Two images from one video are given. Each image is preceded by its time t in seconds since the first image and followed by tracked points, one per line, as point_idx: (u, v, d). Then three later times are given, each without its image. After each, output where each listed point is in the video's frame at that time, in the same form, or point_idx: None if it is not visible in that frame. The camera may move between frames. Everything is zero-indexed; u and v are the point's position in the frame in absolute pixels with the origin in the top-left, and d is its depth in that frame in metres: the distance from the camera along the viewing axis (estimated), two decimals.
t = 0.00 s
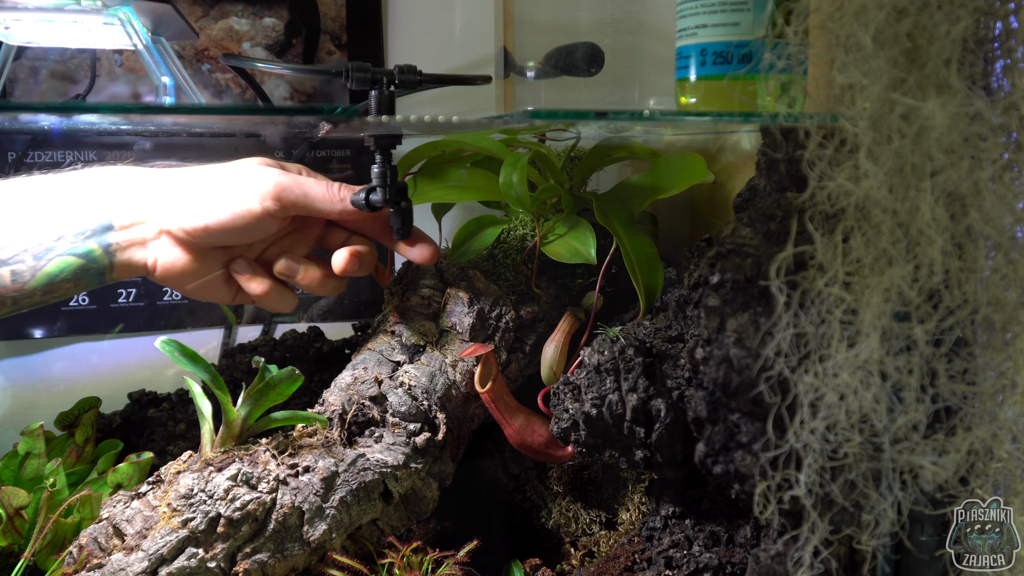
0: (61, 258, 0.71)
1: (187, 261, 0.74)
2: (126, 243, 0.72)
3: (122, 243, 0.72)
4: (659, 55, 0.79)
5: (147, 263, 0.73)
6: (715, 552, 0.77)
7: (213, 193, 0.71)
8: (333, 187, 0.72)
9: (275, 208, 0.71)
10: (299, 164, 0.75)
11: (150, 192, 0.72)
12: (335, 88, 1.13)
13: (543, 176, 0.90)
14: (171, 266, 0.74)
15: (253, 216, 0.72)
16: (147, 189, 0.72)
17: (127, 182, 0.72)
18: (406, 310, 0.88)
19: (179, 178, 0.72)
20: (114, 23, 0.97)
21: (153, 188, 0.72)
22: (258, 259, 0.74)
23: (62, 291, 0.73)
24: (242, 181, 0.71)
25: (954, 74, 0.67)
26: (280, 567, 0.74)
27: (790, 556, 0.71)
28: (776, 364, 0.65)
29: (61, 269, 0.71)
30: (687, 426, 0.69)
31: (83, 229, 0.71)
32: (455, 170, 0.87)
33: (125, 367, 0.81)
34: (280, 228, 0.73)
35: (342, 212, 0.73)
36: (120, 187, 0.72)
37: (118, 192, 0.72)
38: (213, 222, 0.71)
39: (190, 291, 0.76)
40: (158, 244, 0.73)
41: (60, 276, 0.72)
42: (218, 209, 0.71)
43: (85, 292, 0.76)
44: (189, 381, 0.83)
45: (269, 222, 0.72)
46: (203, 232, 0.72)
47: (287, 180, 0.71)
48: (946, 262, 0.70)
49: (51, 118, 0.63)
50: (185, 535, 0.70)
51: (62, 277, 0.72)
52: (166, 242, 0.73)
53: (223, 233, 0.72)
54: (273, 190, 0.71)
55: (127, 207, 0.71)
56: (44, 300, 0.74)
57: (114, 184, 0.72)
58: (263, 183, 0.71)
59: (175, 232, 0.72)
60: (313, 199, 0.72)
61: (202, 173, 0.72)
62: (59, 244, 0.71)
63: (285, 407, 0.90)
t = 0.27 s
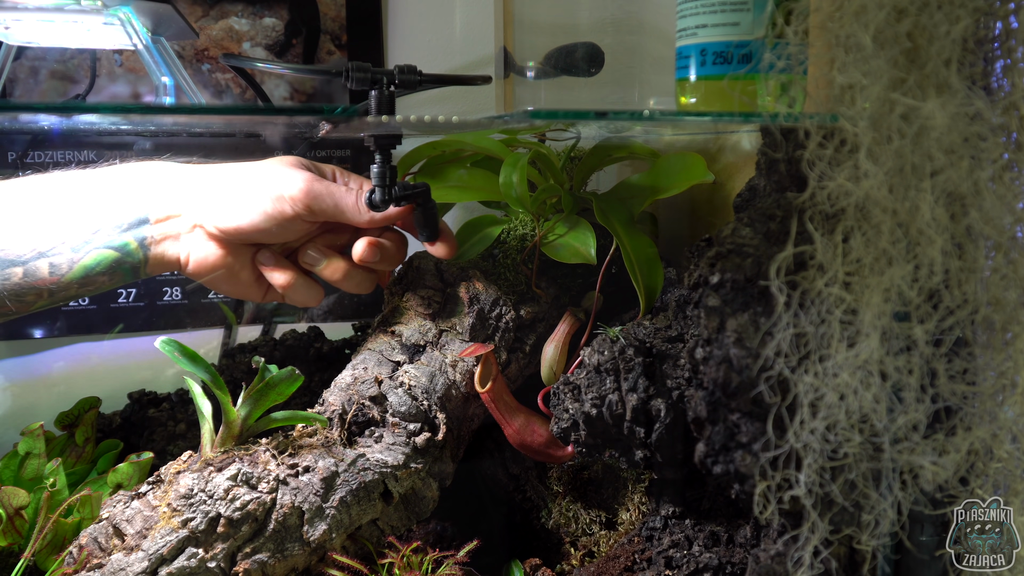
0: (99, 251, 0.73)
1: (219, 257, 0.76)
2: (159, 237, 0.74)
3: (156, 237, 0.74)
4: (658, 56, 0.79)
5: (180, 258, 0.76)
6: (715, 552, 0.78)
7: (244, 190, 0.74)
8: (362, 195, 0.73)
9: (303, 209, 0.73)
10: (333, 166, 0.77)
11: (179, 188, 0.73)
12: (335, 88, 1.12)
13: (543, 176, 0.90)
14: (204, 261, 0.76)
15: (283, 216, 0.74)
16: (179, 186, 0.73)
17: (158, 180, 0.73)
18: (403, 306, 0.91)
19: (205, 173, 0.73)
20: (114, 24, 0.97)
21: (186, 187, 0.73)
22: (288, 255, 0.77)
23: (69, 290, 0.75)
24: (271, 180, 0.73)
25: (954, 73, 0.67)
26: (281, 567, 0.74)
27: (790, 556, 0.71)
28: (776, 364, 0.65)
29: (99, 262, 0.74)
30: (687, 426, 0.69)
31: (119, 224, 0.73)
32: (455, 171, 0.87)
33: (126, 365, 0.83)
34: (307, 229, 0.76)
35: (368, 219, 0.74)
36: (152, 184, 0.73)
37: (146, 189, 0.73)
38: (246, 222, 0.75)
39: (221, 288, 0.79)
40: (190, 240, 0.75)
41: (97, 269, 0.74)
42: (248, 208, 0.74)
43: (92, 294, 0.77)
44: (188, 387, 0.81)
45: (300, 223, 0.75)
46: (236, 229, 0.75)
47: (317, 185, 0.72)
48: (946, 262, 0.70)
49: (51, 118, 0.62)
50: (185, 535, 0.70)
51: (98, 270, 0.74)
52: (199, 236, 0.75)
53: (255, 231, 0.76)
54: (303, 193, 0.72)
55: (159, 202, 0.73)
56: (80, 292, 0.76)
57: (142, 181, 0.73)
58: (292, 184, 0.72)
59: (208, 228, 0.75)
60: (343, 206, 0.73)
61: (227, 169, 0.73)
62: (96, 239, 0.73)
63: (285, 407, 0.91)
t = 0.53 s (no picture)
0: (102, 257, 0.73)
1: (225, 261, 0.77)
2: (165, 242, 0.75)
3: (162, 243, 0.74)
4: (657, 55, 0.79)
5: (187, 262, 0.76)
6: (715, 552, 0.78)
7: (250, 196, 0.74)
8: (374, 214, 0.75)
9: (310, 218, 0.74)
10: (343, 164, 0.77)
11: (185, 193, 0.74)
12: (334, 88, 1.14)
13: (543, 176, 0.89)
14: (210, 265, 0.77)
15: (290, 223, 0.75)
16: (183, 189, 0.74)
17: (166, 182, 0.74)
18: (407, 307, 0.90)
19: (212, 177, 0.74)
20: (114, 23, 0.96)
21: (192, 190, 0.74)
22: (295, 260, 0.78)
23: (70, 292, 0.75)
24: (277, 186, 0.73)
25: (954, 74, 0.67)
26: (281, 567, 0.73)
27: (790, 556, 0.71)
28: (776, 364, 0.66)
29: (103, 268, 0.74)
30: (687, 426, 0.70)
31: (125, 228, 0.73)
32: (455, 170, 0.88)
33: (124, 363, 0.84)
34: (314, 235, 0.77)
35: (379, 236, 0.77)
36: (159, 187, 0.74)
37: (151, 193, 0.74)
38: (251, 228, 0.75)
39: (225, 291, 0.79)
40: (197, 245, 0.75)
41: (100, 274, 0.74)
42: (253, 214, 0.74)
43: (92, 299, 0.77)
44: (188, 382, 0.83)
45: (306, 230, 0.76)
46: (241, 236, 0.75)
47: (327, 197, 0.73)
48: (946, 262, 0.70)
49: (51, 118, 0.62)
50: (185, 535, 0.70)
51: (101, 276, 0.74)
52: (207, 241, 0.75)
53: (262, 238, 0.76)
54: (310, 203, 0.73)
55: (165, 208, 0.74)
56: (84, 297, 0.76)
57: (146, 184, 0.74)
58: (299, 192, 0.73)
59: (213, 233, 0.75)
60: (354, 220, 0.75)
61: (233, 173, 0.74)
62: (101, 243, 0.73)
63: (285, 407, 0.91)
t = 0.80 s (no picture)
0: (112, 258, 0.73)
1: (235, 261, 0.76)
2: (176, 243, 0.74)
3: (173, 243, 0.74)
4: (657, 56, 0.79)
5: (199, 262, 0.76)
6: (715, 552, 0.77)
7: (259, 194, 0.73)
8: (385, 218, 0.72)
9: (321, 220, 0.73)
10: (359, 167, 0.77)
11: (193, 192, 0.73)
12: (335, 88, 1.16)
13: (543, 176, 0.90)
14: (221, 266, 0.76)
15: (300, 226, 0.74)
16: (192, 190, 0.73)
17: (174, 184, 0.73)
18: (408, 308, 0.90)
19: (222, 177, 0.74)
20: (114, 24, 0.96)
21: (201, 191, 0.73)
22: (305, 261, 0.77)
23: (77, 297, 0.75)
24: (285, 185, 0.73)
25: (954, 73, 0.67)
26: (281, 567, 0.73)
27: (790, 555, 0.71)
28: (776, 364, 0.66)
29: (113, 269, 0.73)
30: (687, 426, 0.69)
31: (136, 228, 0.73)
32: (455, 171, 0.88)
33: (123, 365, 0.83)
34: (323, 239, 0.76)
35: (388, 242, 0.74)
36: (168, 189, 0.73)
37: (159, 193, 0.73)
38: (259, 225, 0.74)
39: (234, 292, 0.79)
40: (208, 246, 0.75)
41: (110, 276, 0.74)
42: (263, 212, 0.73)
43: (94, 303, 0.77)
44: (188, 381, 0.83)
45: (316, 230, 0.75)
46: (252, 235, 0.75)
47: (340, 200, 0.72)
48: (946, 262, 0.70)
49: (51, 118, 0.62)
50: (185, 535, 0.70)
51: (112, 277, 0.74)
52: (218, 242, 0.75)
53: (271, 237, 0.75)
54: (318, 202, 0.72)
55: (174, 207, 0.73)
56: (94, 301, 0.76)
57: (152, 185, 0.73)
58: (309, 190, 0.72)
59: (225, 232, 0.74)
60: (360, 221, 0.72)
61: (241, 173, 0.74)
62: (112, 244, 0.72)
63: (285, 408, 0.91)
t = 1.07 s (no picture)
0: (111, 268, 0.73)
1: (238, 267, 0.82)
2: (175, 251, 0.77)
3: (172, 251, 0.76)
4: (657, 56, 0.80)
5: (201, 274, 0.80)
6: (715, 552, 0.77)
7: (251, 199, 0.76)
8: (374, 211, 0.72)
9: (314, 224, 0.77)
10: (353, 167, 0.81)
11: (191, 200, 0.75)
12: (334, 88, 1.19)
13: (543, 176, 0.90)
14: (223, 272, 0.81)
15: (295, 230, 0.79)
16: (190, 199, 0.75)
17: (171, 194, 0.75)
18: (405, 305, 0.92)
19: (219, 186, 0.76)
20: (114, 24, 0.96)
21: (198, 200, 0.76)
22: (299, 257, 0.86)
23: (74, 307, 0.74)
24: (281, 190, 0.75)
25: (954, 73, 0.67)
26: (280, 567, 0.73)
27: (790, 555, 0.71)
28: (776, 365, 0.65)
29: (112, 280, 0.74)
30: (687, 426, 0.70)
31: (133, 237, 0.73)
32: (455, 171, 0.89)
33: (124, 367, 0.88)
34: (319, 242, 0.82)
35: (382, 236, 0.74)
36: (166, 198, 0.75)
37: (157, 201, 0.74)
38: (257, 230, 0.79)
39: (241, 299, 0.86)
40: (209, 253, 0.79)
41: (108, 286, 0.74)
42: (260, 218, 0.77)
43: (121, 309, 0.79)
44: (188, 380, 0.81)
45: (313, 233, 0.79)
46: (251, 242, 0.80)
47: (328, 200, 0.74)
48: (946, 262, 0.70)
49: (50, 118, 0.62)
50: (185, 535, 0.70)
51: (110, 287, 0.74)
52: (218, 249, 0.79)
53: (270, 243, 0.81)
54: (312, 206, 0.74)
55: (173, 215, 0.76)
56: (92, 310, 0.76)
57: (150, 193, 0.74)
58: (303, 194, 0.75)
59: (224, 240, 0.79)
60: (355, 221, 0.74)
61: (238, 180, 0.76)
62: (110, 254, 0.73)
63: (285, 408, 0.88)
